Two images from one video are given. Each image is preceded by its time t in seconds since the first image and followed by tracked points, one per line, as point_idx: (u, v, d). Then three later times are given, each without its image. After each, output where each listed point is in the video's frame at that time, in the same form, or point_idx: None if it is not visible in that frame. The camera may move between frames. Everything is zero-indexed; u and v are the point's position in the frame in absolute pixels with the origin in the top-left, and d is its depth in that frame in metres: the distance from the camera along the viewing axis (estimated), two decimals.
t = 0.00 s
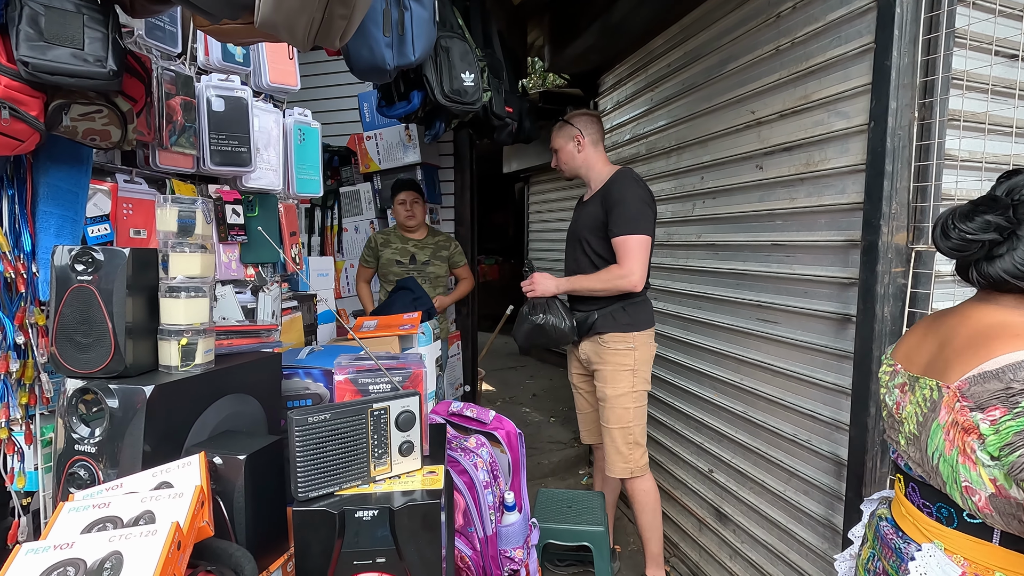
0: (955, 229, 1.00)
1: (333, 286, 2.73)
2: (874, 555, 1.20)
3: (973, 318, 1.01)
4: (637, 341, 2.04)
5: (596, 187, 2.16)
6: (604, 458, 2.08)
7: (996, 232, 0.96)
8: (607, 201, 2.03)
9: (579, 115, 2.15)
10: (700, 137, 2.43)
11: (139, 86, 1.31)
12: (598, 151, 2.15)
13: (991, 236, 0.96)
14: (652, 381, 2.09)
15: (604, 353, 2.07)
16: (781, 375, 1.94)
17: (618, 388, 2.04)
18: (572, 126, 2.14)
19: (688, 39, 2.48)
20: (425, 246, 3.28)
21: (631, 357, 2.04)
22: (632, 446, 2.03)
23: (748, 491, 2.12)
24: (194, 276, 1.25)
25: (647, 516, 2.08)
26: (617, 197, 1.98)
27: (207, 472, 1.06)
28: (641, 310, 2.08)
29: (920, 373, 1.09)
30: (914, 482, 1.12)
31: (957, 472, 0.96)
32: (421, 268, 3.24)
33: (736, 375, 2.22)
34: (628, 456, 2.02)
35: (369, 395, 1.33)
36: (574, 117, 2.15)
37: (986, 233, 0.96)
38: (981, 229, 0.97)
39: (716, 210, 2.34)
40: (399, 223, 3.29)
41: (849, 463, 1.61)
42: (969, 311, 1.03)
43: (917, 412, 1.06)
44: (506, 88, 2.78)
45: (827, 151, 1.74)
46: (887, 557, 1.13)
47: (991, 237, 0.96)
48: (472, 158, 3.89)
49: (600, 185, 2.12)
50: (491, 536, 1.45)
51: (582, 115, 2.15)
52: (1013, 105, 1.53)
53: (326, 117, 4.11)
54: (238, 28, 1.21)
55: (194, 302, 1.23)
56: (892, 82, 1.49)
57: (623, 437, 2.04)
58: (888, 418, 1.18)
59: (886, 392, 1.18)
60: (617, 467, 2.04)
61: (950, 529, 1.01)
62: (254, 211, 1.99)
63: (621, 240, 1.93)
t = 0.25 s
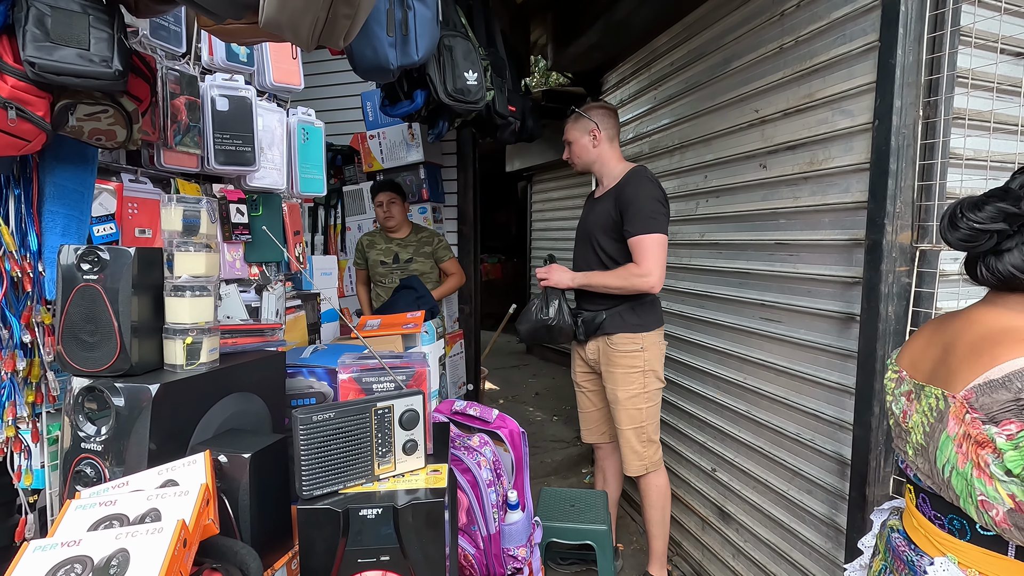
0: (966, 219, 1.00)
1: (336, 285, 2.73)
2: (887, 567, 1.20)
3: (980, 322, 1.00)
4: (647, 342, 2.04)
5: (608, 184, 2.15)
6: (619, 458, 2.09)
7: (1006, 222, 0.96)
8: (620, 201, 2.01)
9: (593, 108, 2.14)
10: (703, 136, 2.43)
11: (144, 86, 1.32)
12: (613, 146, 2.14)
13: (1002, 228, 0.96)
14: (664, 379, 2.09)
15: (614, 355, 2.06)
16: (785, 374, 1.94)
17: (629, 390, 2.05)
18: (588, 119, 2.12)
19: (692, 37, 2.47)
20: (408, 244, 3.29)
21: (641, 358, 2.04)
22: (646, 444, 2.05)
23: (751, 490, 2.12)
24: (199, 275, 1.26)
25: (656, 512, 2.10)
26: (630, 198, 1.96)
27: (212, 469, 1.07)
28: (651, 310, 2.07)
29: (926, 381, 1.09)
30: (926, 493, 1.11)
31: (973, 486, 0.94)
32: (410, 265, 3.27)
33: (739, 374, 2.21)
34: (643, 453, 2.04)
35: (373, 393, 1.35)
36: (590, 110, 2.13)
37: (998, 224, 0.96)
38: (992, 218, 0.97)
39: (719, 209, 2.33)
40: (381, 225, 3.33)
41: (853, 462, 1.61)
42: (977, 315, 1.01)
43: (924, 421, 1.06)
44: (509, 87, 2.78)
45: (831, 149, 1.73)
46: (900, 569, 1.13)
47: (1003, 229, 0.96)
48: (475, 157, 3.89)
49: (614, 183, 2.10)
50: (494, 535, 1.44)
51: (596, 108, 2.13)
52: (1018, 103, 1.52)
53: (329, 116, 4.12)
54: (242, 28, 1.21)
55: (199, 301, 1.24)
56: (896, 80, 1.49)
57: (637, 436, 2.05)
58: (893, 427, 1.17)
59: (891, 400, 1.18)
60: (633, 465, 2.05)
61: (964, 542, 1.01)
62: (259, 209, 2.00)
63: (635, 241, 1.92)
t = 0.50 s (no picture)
0: (989, 203, 1.00)
1: (339, 283, 2.74)
2: None
3: (990, 330, 1.00)
4: (659, 343, 2.04)
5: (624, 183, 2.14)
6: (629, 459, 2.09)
7: None
8: (635, 205, 1.98)
9: (611, 102, 2.13)
10: (706, 134, 2.42)
11: (148, 85, 1.33)
12: (631, 143, 2.14)
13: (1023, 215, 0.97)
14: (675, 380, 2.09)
15: (625, 356, 2.06)
16: (788, 372, 1.93)
17: (639, 392, 2.05)
18: (607, 113, 2.11)
19: (695, 35, 2.47)
20: (396, 244, 3.30)
21: (652, 359, 2.03)
22: (656, 446, 2.05)
23: (754, 489, 2.12)
24: (203, 272, 1.26)
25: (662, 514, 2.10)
26: (646, 203, 1.93)
27: (216, 466, 1.07)
28: (665, 312, 2.05)
29: (942, 393, 1.08)
30: (946, 509, 1.11)
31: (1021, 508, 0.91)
32: (400, 262, 3.27)
33: (742, 372, 2.21)
34: (653, 455, 2.05)
35: (377, 390, 1.34)
36: (610, 104, 2.11)
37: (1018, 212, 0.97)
38: (1016, 204, 0.97)
39: (722, 207, 2.33)
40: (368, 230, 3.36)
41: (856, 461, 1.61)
42: (984, 323, 1.01)
43: (946, 438, 1.04)
44: (511, 86, 2.78)
45: (834, 147, 1.73)
46: None
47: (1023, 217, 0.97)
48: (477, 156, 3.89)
49: (630, 183, 2.08)
50: (497, 532, 1.45)
51: (615, 102, 2.11)
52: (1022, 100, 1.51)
53: (331, 115, 4.12)
54: (245, 26, 1.21)
55: (202, 298, 1.24)
56: (900, 78, 1.48)
57: (647, 438, 2.05)
58: (905, 441, 1.16)
59: (901, 414, 1.16)
60: (642, 467, 2.06)
61: (993, 561, 1.00)
62: (262, 208, 2.00)
63: (652, 247, 1.90)
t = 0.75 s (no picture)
0: (1004, 200, 0.95)
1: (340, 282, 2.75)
2: None
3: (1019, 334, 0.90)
4: (664, 345, 2.03)
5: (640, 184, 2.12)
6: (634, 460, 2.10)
7: None
8: (652, 209, 1.97)
9: (623, 102, 2.11)
10: (707, 133, 2.42)
11: (150, 85, 1.33)
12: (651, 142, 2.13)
13: None
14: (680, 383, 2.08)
15: (629, 358, 2.07)
16: (788, 371, 1.94)
17: (643, 394, 2.05)
18: (626, 114, 2.09)
19: (696, 34, 2.47)
20: (391, 244, 3.31)
21: (657, 360, 2.03)
22: (659, 447, 2.05)
23: (754, 488, 2.12)
24: (204, 272, 1.27)
25: (663, 515, 2.11)
26: (664, 208, 1.92)
27: (218, 464, 1.08)
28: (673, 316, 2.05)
29: (968, 404, 0.97)
30: (969, 522, 1.00)
31: None
32: (398, 262, 3.28)
33: (743, 371, 2.21)
34: (657, 456, 2.05)
35: (377, 388, 1.35)
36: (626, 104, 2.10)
37: None
38: None
39: (723, 207, 2.33)
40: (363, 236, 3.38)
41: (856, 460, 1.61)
42: (1010, 325, 0.91)
43: (980, 453, 0.93)
44: (512, 85, 2.78)
45: (835, 146, 1.73)
46: None
47: None
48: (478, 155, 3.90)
49: (648, 185, 2.06)
50: (497, 530, 1.45)
51: (631, 101, 2.10)
52: None
53: (333, 115, 4.13)
54: (246, 25, 1.22)
55: (205, 297, 1.25)
56: (901, 77, 1.48)
57: (650, 440, 2.06)
58: (918, 453, 1.04)
59: (913, 424, 1.04)
60: (646, 468, 2.06)
61: None
62: (263, 208, 2.00)
63: (664, 253, 1.89)
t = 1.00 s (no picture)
0: (990, 216, 0.91)
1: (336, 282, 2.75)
2: None
3: None
4: (655, 344, 2.05)
5: (641, 184, 2.13)
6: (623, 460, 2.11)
7: None
8: (657, 208, 1.98)
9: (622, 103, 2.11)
10: (702, 133, 2.44)
11: (146, 84, 1.33)
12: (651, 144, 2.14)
13: None
14: (669, 381, 2.10)
15: (621, 357, 2.07)
16: (783, 370, 1.95)
17: (633, 393, 2.06)
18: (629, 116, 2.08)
19: (691, 35, 2.48)
20: (391, 244, 3.32)
21: (648, 360, 2.05)
22: (648, 447, 2.06)
23: (749, 486, 2.14)
24: (201, 272, 1.27)
25: (656, 513, 2.12)
26: (670, 207, 1.94)
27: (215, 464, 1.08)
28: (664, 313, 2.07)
29: (976, 408, 0.93)
30: (972, 525, 0.97)
31: None
32: (399, 262, 3.29)
33: (738, 370, 2.23)
34: (646, 457, 2.06)
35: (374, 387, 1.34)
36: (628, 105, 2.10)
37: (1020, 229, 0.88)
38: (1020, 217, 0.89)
39: (718, 206, 2.34)
40: (361, 236, 3.37)
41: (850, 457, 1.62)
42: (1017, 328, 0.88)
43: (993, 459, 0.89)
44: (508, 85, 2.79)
45: (829, 146, 1.74)
46: None
47: None
48: (474, 155, 3.90)
49: (649, 184, 2.07)
50: (494, 529, 1.47)
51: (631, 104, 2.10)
52: (1014, 100, 1.53)
53: (329, 114, 4.13)
54: (242, 25, 1.22)
55: (201, 297, 1.25)
56: (893, 78, 1.50)
57: (639, 439, 2.07)
58: (919, 457, 1.00)
59: (914, 429, 1.00)
60: (635, 467, 2.07)
61: None
62: (259, 208, 2.01)
63: (665, 251, 1.91)
